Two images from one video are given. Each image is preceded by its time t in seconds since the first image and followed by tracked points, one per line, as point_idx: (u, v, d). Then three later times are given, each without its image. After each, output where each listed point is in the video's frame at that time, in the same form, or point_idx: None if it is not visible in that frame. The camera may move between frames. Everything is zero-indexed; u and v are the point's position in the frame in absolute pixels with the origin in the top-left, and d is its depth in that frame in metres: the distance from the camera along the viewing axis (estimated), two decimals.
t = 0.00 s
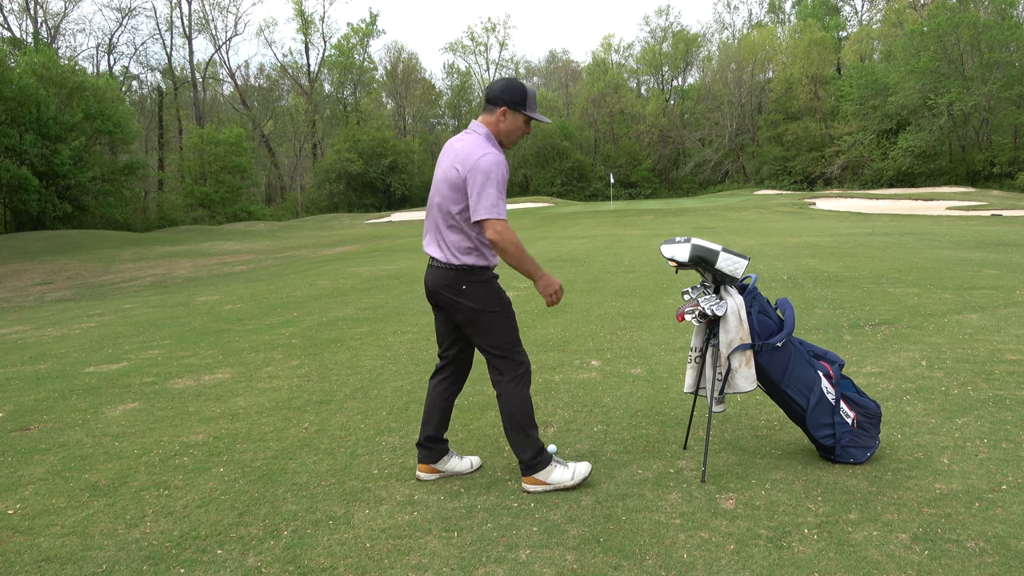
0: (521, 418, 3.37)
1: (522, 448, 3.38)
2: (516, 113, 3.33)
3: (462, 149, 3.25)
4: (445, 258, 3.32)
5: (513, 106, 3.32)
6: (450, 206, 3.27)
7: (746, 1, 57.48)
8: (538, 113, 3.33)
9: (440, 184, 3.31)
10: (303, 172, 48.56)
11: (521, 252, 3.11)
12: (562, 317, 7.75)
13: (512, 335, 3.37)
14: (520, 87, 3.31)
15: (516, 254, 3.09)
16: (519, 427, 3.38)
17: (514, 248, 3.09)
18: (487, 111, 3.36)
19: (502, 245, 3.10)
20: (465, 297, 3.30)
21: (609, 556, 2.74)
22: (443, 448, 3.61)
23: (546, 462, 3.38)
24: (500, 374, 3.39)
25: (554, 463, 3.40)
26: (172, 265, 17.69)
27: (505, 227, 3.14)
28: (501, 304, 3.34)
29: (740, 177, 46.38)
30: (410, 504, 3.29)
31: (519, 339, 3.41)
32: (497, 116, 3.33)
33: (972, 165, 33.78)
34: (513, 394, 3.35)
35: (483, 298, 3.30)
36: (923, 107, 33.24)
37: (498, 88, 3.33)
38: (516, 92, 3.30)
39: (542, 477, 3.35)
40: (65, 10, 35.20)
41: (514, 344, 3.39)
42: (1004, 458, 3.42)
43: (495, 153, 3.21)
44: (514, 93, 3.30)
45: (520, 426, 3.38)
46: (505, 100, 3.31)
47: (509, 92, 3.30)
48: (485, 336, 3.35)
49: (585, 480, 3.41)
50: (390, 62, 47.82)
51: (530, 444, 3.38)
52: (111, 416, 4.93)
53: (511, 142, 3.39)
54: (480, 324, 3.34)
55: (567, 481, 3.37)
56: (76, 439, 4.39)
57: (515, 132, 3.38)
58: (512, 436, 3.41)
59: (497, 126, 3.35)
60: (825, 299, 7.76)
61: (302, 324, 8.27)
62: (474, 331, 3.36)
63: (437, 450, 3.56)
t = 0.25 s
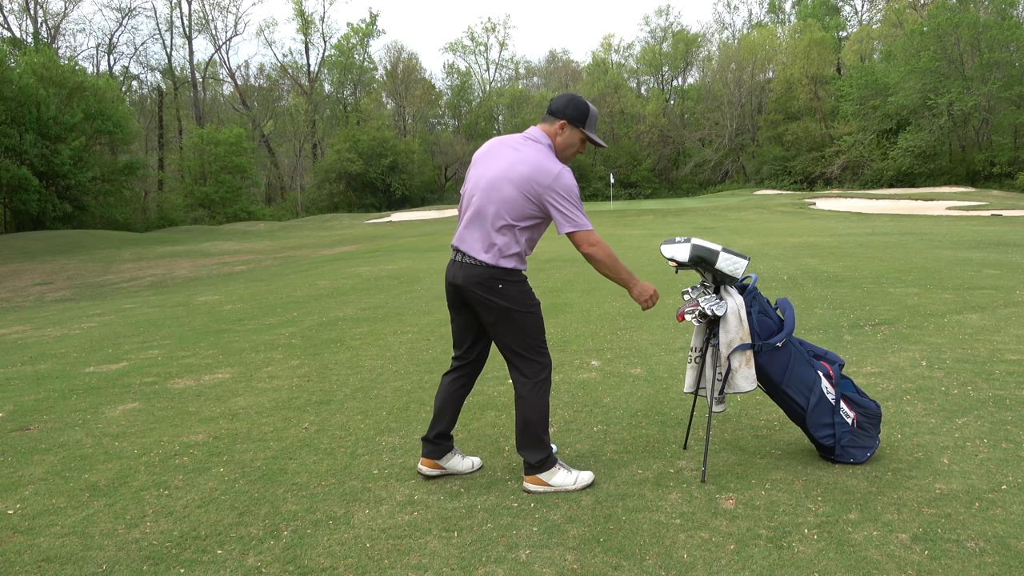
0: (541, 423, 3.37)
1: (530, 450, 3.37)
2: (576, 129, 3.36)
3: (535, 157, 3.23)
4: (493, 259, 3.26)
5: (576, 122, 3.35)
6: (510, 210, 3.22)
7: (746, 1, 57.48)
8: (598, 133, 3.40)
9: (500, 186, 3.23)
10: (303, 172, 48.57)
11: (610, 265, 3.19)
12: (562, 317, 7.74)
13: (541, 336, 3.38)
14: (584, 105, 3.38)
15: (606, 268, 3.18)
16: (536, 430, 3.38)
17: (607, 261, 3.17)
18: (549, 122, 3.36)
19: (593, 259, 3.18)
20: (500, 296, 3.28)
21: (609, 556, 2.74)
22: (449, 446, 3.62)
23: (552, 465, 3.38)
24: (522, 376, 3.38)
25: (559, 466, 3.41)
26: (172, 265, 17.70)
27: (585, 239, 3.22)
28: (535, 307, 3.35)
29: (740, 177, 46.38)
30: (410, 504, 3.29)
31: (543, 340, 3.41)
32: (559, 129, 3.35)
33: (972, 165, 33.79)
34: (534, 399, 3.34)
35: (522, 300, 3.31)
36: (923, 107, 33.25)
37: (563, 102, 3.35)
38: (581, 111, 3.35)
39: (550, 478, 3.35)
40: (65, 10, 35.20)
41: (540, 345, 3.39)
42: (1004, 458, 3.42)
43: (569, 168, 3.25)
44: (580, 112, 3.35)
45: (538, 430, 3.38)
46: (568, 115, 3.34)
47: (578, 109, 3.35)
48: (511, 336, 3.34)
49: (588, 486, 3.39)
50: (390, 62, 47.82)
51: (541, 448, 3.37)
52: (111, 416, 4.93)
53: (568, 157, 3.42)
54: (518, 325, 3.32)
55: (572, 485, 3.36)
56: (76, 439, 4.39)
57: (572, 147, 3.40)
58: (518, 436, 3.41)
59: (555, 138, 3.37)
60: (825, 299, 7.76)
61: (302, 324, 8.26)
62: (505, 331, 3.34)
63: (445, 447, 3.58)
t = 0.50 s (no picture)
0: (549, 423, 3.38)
1: (534, 448, 3.38)
2: (611, 142, 3.31)
3: (572, 167, 3.22)
4: (517, 261, 3.27)
5: (612, 135, 3.30)
6: (540, 218, 3.23)
7: (746, 1, 57.49)
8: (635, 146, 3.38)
9: (532, 193, 3.23)
10: (303, 172, 48.56)
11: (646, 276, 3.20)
12: (562, 317, 7.74)
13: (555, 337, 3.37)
14: (622, 115, 3.34)
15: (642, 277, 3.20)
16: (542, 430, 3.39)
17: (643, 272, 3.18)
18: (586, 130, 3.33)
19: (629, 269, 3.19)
20: (517, 294, 3.28)
21: (609, 556, 2.74)
22: (455, 442, 3.62)
23: (553, 464, 3.38)
24: (534, 374, 3.39)
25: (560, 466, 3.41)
26: (172, 265, 17.70)
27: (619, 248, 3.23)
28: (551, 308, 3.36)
29: (740, 177, 46.39)
30: (410, 504, 3.29)
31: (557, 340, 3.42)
32: (594, 139, 3.32)
33: (972, 165, 33.80)
34: (543, 396, 3.34)
35: (540, 301, 3.32)
36: (923, 107, 33.25)
37: (602, 112, 3.32)
38: (619, 122, 3.30)
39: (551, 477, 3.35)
40: (65, 10, 35.19)
41: (553, 344, 3.39)
42: (1004, 458, 3.42)
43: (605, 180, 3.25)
44: (618, 123, 3.30)
45: (544, 429, 3.38)
46: (604, 126, 3.30)
47: (617, 120, 3.30)
48: (524, 334, 3.34)
49: (589, 486, 3.39)
50: (390, 62, 47.83)
51: (545, 446, 3.38)
52: (111, 416, 4.92)
53: (602, 167, 3.40)
54: (535, 324, 3.32)
55: (571, 485, 3.35)
56: (76, 439, 4.39)
57: (606, 159, 3.37)
58: (523, 433, 3.41)
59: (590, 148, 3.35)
60: (825, 299, 7.76)
61: (301, 324, 8.26)
62: (520, 329, 3.33)
63: (448, 443, 3.57)
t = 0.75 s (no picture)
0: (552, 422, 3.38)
1: (535, 447, 3.38)
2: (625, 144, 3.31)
3: (587, 170, 3.21)
4: (527, 262, 3.27)
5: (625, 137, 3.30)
6: (553, 221, 3.24)
7: (746, 1, 57.49)
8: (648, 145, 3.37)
9: (545, 196, 3.23)
10: (303, 172, 48.55)
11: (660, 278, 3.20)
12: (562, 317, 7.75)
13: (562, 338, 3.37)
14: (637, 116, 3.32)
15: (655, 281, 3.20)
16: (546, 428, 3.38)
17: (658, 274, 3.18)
18: (600, 130, 3.31)
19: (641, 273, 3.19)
20: (526, 294, 3.29)
21: (609, 556, 2.74)
22: (458, 440, 3.63)
23: (553, 465, 3.37)
24: (539, 373, 3.39)
25: (561, 465, 3.40)
26: (172, 265, 17.70)
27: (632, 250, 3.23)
28: (559, 309, 3.36)
29: (740, 177, 46.41)
30: (410, 504, 3.29)
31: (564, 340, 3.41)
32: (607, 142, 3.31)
33: (972, 165, 33.81)
34: (547, 395, 3.34)
35: (549, 301, 3.32)
36: (923, 107, 33.25)
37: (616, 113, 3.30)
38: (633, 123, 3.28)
39: (550, 477, 3.35)
40: (65, 10, 35.18)
41: (560, 344, 3.39)
42: (1004, 458, 3.42)
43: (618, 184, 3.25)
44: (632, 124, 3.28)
45: (547, 429, 3.38)
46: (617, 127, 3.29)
47: (633, 120, 3.28)
48: (532, 334, 3.34)
49: (588, 486, 3.39)
50: (390, 62, 47.83)
51: (546, 446, 3.38)
52: (111, 416, 4.93)
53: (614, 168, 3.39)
54: (543, 325, 3.33)
55: (571, 485, 3.36)
56: (76, 439, 4.39)
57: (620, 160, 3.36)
58: (526, 433, 3.41)
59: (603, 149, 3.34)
60: (825, 299, 7.76)
61: (301, 324, 8.27)
62: (528, 328, 3.34)
63: (451, 440, 3.58)
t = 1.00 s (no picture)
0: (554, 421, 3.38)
1: (536, 447, 3.38)
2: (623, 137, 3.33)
3: (589, 169, 3.22)
4: (530, 263, 3.27)
5: (623, 130, 3.31)
6: (557, 222, 3.24)
7: (746, 1, 57.51)
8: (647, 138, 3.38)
9: (549, 197, 3.22)
10: (303, 172, 48.56)
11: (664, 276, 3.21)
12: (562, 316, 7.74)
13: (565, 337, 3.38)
14: (635, 112, 3.33)
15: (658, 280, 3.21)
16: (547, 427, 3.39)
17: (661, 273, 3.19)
18: (600, 128, 3.32)
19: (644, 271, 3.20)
20: (530, 295, 3.29)
21: (609, 556, 2.74)
22: (459, 440, 3.63)
23: (553, 464, 3.37)
24: (542, 374, 3.39)
25: (561, 466, 3.40)
26: (172, 265, 17.70)
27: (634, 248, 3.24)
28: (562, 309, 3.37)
29: (740, 177, 46.42)
30: (410, 504, 3.29)
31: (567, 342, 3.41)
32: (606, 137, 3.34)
33: (972, 165, 33.82)
34: (549, 395, 3.34)
35: (553, 302, 3.33)
36: (923, 107, 33.26)
37: (618, 112, 3.30)
38: (629, 116, 3.30)
39: (550, 477, 3.35)
40: (65, 10, 35.17)
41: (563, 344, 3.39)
42: (1004, 458, 3.42)
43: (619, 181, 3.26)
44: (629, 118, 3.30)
45: (549, 427, 3.38)
46: (617, 122, 3.30)
47: (630, 116, 3.30)
48: (535, 335, 3.34)
49: (589, 486, 3.39)
50: (390, 62, 47.86)
51: (547, 445, 3.38)
52: (111, 416, 4.93)
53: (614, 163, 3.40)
54: (547, 325, 3.33)
55: (571, 485, 3.35)
56: (76, 439, 4.39)
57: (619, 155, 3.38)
58: (526, 433, 3.42)
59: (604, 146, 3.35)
60: (824, 299, 7.77)
61: (301, 324, 8.27)
62: (531, 329, 3.34)
63: (453, 439, 3.59)
